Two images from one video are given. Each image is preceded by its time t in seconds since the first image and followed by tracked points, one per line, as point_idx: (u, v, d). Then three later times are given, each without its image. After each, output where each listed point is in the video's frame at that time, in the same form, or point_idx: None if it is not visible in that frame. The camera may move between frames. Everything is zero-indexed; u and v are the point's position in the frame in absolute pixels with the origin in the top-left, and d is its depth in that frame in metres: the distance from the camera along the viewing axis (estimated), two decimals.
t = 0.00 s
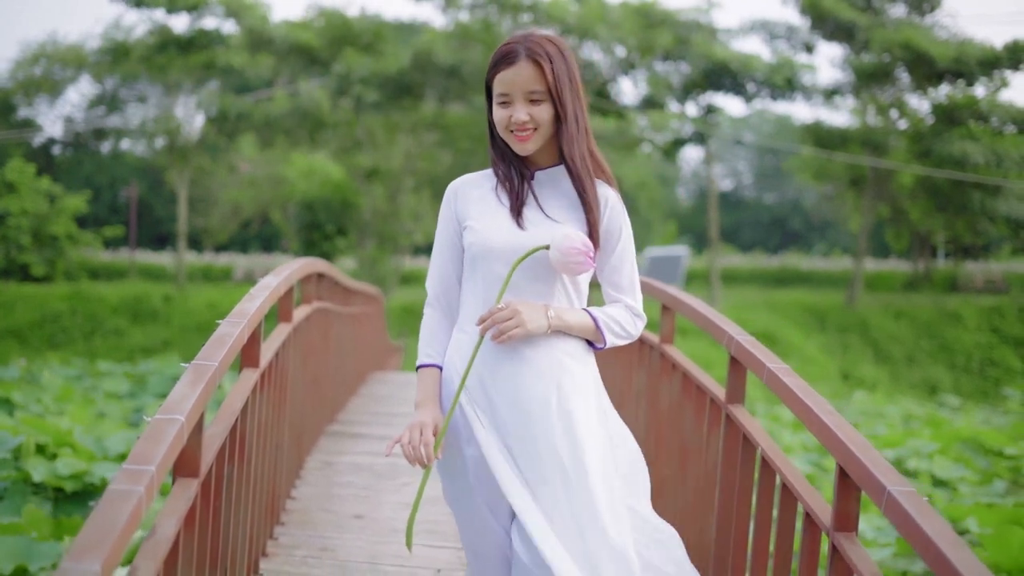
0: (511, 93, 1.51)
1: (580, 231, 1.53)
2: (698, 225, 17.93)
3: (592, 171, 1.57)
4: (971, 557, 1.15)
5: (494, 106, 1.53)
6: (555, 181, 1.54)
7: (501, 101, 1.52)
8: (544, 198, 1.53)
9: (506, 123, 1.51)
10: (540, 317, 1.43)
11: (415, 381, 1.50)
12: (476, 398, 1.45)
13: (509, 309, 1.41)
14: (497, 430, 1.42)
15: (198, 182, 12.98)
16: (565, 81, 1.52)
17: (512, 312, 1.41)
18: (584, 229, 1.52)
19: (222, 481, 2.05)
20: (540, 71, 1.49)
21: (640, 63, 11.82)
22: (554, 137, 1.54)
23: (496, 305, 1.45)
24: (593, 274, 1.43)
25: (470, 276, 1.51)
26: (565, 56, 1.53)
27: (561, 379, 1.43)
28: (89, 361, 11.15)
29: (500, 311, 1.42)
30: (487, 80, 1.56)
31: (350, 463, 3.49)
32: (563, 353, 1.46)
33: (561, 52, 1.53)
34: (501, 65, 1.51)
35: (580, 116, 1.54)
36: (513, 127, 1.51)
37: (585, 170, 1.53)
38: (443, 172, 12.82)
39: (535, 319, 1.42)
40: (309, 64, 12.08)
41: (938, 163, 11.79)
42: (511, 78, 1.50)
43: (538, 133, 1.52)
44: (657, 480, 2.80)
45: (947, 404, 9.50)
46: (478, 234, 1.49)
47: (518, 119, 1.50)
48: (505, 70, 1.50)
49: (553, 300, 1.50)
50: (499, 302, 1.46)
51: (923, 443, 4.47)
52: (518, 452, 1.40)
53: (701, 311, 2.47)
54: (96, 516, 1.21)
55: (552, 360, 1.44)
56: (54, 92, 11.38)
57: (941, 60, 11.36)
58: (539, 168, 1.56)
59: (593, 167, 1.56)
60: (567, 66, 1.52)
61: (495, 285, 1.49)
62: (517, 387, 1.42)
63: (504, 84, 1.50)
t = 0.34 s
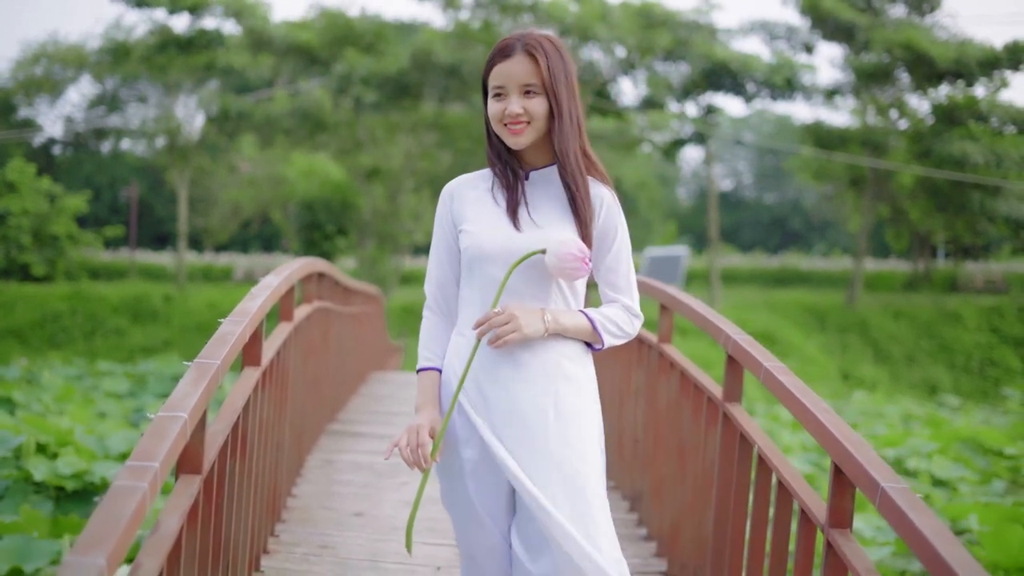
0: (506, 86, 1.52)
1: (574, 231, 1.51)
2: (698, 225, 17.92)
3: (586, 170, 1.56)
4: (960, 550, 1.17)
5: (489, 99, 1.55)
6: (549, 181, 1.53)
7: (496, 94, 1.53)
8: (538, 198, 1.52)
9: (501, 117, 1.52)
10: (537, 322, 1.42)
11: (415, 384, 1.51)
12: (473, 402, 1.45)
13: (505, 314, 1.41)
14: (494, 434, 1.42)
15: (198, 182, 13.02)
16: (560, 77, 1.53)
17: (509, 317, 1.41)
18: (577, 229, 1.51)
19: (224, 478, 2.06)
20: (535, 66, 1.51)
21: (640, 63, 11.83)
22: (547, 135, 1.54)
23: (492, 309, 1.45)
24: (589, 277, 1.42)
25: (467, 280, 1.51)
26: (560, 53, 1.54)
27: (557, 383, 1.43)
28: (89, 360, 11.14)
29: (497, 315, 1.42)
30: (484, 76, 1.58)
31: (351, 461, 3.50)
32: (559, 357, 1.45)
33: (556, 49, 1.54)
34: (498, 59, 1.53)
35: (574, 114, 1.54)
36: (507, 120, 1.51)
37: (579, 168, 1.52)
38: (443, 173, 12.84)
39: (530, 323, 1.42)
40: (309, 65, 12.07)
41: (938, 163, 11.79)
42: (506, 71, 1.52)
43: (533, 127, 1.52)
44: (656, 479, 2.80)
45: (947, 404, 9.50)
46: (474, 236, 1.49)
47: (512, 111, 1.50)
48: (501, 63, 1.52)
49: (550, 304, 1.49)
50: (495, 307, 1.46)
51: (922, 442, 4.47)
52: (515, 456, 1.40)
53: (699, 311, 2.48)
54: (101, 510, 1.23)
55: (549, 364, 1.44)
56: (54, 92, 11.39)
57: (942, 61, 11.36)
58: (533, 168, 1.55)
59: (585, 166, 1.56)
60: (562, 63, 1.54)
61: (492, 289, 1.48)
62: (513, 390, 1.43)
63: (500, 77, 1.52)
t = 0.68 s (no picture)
0: (504, 81, 1.53)
1: (569, 229, 1.51)
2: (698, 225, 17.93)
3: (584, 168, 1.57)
4: (953, 545, 1.19)
5: (487, 94, 1.56)
6: (548, 180, 1.54)
7: (494, 88, 1.55)
8: (536, 197, 1.53)
9: (499, 112, 1.53)
10: (535, 322, 1.43)
11: (416, 381, 1.52)
12: (473, 401, 1.46)
13: (504, 314, 1.42)
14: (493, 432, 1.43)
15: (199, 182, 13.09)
16: (558, 73, 1.54)
17: (507, 318, 1.42)
18: (575, 227, 1.51)
19: (227, 474, 2.07)
20: (534, 60, 1.53)
21: (640, 63, 11.85)
22: (544, 131, 1.55)
23: (491, 310, 1.46)
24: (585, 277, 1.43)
25: (467, 280, 1.52)
26: (558, 50, 1.56)
27: (555, 381, 1.44)
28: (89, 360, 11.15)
29: (495, 317, 1.43)
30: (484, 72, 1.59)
31: (352, 459, 3.50)
32: (557, 356, 1.46)
33: (554, 46, 1.56)
34: (496, 54, 1.54)
35: (572, 111, 1.55)
36: (504, 114, 1.52)
37: (575, 165, 1.53)
38: (443, 173, 12.84)
39: (529, 323, 1.43)
40: (309, 65, 12.06)
41: (937, 163, 11.79)
42: (504, 66, 1.53)
43: (530, 121, 1.53)
44: (654, 477, 2.81)
45: (946, 404, 9.50)
46: (473, 237, 1.50)
47: (509, 105, 1.51)
48: (500, 58, 1.54)
49: (549, 304, 1.49)
50: (493, 309, 1.46)
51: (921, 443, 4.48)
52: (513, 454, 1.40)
53: (698, 310, 2.49)
54: (110, 503, 1.26)
55: (547, 363, 1.45)
56: (55, 91, 11.42)
57: (942, 61, 11.35)
58: (530, 168, 1.56)
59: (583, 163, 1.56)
60: (560, 60, 1.55)
61: (491, 290, 1.49)
62: (512, 389, 1.43)
63: (498, 72, 1.54)
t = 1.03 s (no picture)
0: (504, 79, 1.54)
1: (568, 229, 1.51)
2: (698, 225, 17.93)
3: (585, 168, 1.57)
4: (949, 541, 1.21)
5: (489, 92, 1.57)
6: (547, 180, 1.54)
7: (495, 87, 1.56)
8: (537, 197, 1.53)
9: (499, 109, 1.54)
10: (535, 323, 1.43)
11: (419, 380, 1.54)
12: (474, 400, 1.47)
13: (504, 316, 1.42)
14: (494, 431, 1.44)
15: (199, 181, 13.13)
16: (559, 72, 1.55)
17: (507, 319, 1.42)
18: (574, 227, 1.52)
19: (233, 473, 2.08)
20: (535, 59, 1.54)
21: (640, 63, 11.87)
22: (544, 130, 1.55)
23: (492, 312, 1.46)
24: (584, 279, 1.43)
25: (469, 280, 1.52)
26: (559, 51, 1.57)
27: (556, 380, 1.45)
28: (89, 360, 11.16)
29: (496, 318, 1.43)
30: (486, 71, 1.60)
31: (354, 458, 3.51)
32: (558, 357, 1.46)
33: (556, 46, 1.57)
34: (498, 54, 1.55)
35: (573, 110, 1.56)
36: (505, 111, 1.53)
37: (575, 164, 1.54)
38: (444, 173, 12.84)
39: (529, 324, 1.43)
40: (309, 65, 12.04)
41: (937, 164, 11.80)
42: (506, 65, 1.54)
43: (531, 119, 1.53)
44: (654, 476, 2.82)
45: (945, 404, 9.49)
46: (474, 238, 1.50)
47: (509, 102, 1.52)
48: (501, 57, 1.55)
49: (548, 305, 1.50)
50: (495, 310, 1.47)
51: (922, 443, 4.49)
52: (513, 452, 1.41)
53: (698, 310, 2.50)
54: (122, 498, 1.30)
55: (547, 363, 1.45)
56: (55, 92, 11.45)
57: (942, 62, 11.35)
58: (530, 169, 1.56)
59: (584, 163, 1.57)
60: (561, 59, 1.56)
61: (492, 291, 1.49)
62: (512, 388, 1.44)
63: (499, 70, 1.55)
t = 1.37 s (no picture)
0: (505, 77, 1.56)
1: (566, 229, 1.52)
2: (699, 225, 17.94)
3: (585, 168, 1.58)
4: (941, 535, 1.23)
5: (489, 91, 1.58)
6: (546, 179, 1.56)
7: (495, 85, 1.57)
8: (537, 196, 1.54)
9: (499, 107, 1.55)
10: (535, 324, 1.44)
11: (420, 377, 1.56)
12: (474, 397, 1.49)
13: (505, 317, 1.43)
14: (492, 429, 1.45)
15: (200, 181, 13.14)
16: (558, 72, 1.57)
17: (507, 320, 1.43)
18: (574, 227, 1.52)
19: (237, 470, 2.09)
20: (534, 58, 1.55)
21: (640, 63, 11.90)
22: (544, 130, 1.57)
23: (492, 312, 1.47)
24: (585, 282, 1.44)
25: (469, 280, 1.53)
26: (559, 51, 1.58)
27: (556, 379, 1.46)
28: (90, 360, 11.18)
29: (496, 318, 1.44)
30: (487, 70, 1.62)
31: (355, 456, 3.53)
32: (558, 355, 1.47)
33: (555, 47, 1.58)
34: (499, 53, 1.57)
35: (573, 109, 1.57)
36: (505, 108, 1.54)
37: (575, 164, 1.55)
38: (445, 173, 12.84)
39: (529, 325, 1.44)
40: (311, 66, 11.92)
41: (937, 164, 11.82)
42: (506, 63, 1.55)
43: (530, 117, 1.54)
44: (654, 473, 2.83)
45: (945, 404, 9.49)
46: (475, 238, 1.51)
47: (509, 100, 1.53)
48: (502, 56, 1.56)
49: (548, 306, 1.52)
50: (496, 309, 1.48)
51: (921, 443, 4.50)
52: (511, 451, 1.42)
53: (696, 309, 2.51)
54: (129, 493, 1.31)
55: (547, 363, 1.47)
56: (56, 92, 11.48)
57: (942, 62, 11.36)
58: (529, 168, 1.57)
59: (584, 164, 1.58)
60: (561, 60, 1.58)
61: (493, 290, 1.50)
62: (511, 387, 1.46)
63: (499, 69, 1.56)
